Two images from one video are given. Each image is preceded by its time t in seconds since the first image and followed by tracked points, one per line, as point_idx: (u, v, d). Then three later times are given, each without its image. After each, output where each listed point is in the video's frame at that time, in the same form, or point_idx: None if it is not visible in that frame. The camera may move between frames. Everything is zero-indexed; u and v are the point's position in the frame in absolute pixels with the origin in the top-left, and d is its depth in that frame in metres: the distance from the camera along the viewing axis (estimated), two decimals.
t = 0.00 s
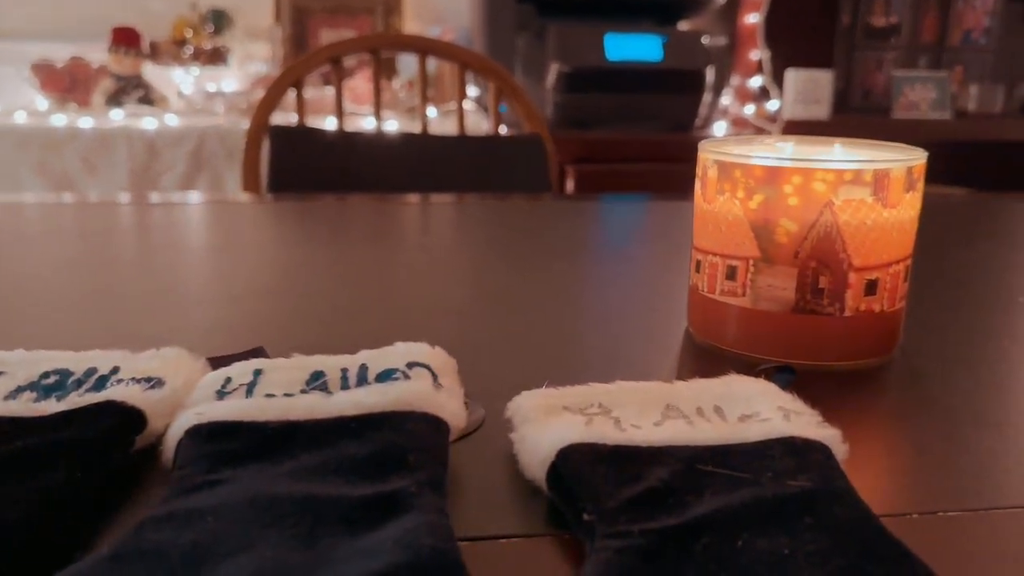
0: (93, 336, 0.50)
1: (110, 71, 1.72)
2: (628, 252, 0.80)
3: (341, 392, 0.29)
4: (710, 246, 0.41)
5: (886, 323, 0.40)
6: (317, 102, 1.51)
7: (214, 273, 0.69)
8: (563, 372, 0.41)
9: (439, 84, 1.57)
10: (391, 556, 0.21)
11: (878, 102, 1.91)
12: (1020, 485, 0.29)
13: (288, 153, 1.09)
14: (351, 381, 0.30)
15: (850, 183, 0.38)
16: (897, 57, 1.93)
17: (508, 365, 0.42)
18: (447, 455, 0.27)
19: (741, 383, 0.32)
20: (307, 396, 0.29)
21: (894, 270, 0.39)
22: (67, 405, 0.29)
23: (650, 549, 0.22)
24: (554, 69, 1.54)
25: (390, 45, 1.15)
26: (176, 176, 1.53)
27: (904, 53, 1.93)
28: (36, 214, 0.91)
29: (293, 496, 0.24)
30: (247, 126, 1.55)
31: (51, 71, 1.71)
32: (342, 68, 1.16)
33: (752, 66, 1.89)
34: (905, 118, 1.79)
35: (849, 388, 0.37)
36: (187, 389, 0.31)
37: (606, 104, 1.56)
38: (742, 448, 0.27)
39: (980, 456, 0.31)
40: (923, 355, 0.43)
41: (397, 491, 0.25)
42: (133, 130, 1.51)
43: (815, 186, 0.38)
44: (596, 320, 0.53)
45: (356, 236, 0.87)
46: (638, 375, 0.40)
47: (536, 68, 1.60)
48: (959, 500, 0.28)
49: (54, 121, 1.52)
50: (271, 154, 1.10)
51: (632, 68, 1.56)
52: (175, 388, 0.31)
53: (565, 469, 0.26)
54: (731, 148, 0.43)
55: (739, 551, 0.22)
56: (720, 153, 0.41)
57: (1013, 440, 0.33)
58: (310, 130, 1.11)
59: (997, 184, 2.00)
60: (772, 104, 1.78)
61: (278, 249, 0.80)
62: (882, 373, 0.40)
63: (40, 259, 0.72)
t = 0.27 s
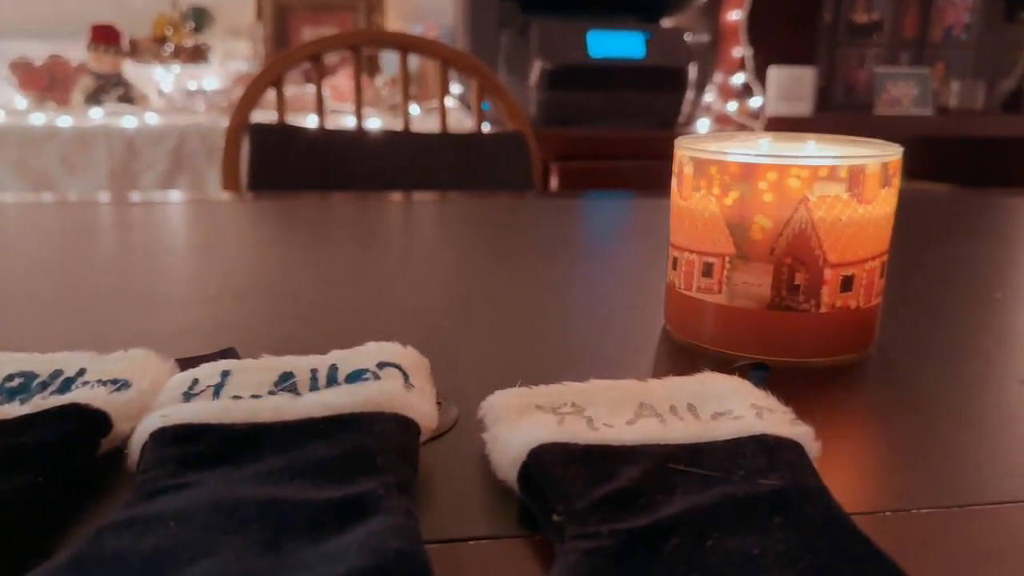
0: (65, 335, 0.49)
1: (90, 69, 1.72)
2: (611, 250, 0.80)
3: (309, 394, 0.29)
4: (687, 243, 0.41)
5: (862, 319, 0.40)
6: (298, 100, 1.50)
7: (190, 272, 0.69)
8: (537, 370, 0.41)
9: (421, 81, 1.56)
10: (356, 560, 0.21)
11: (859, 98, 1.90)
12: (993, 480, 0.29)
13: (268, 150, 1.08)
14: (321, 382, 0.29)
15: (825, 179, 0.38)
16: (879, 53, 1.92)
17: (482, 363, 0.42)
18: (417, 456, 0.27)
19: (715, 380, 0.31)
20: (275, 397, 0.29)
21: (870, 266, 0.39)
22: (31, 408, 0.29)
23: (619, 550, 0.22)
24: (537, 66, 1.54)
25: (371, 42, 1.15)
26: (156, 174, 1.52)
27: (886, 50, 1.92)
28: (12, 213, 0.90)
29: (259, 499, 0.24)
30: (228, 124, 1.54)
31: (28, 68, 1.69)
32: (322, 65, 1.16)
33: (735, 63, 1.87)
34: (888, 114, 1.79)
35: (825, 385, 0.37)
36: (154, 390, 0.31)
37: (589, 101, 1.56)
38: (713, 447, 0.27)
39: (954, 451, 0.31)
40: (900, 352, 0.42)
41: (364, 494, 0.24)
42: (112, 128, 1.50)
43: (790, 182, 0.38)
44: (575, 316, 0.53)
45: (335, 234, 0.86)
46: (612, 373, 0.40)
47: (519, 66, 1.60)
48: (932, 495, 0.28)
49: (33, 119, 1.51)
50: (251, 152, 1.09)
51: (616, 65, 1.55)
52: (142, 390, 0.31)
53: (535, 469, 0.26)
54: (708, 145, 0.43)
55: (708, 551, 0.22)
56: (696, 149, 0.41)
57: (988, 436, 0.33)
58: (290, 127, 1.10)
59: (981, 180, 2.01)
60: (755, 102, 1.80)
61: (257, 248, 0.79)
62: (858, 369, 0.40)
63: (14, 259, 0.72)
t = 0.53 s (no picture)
0: (28, 335, 0.49)
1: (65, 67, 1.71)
2: (589, 248, 0.80)
3: (269, 397, 0.28)
4: (658, 241, 0.41)
5: (833, 316, 0.40)
6: (275, 98, 1.50)
7: (160, 271, 0.68)
8: (504, 369, 0.41)
9: (401, 79, 1.56)
10: (308, 569, 0.21)
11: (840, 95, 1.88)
12: (961, 480, 0.29)
13: (244, 149, 1.07)
14: (282, 385, 0.29)
15: (794, 176, 0.37)
16: (860, 51, 1.90)
17: (450, 363, 0.42)
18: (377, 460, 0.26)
19: (683, 379, 0.31)
20: (233, 401, 0.28)
21: (840, 264, 0.39)
22: None
23: (578, 555, 0.22)
24: (517, 64, 1.53)
25: (347, 40, 1.14)
26: (133, 174, 1.50)
27: (866, 48, 1.90)
28: None
29: (211, 508, 0.23)
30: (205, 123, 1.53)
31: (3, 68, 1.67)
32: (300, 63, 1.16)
33: (715, 61, 1.88)
34: (868, 112, 1.79)
35: (795, 383, 0.37)
36: (110, 395, 0.30)
37: (569, 98, 1.55)
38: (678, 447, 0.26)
39: (922, 451, 0.31)
40: (872, 349, 0.42)
41: (320, 500, 0.24)
42: (88, 128, 1.49)
43: (759, 179, 0.37)
44: (549, 315, 0.52)
45: (311, 233, 0.85)
46: (581, 372, 0.40)
47: (499, 64, 1.59)
48: (899, 496, 0.28)
49: (7, 119, 1.49)
50: (226, 150, 1.08)
51: (595, 63, 1.54)
52: (99, 395, 0.30)
53: (496, 472, 0.25)
54: (679, 141, 0.43)
55: (669, 555, 0.22)
56: (666, 147, 0.40)
57: (957, 435, 0.32)
58: (267, 126, 1.09)
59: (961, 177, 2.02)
60: (734, 99, 1.80)
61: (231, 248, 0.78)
62: (830, 367, 0.39)
63: None
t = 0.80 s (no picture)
0: None
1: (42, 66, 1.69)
2: (569, 246, 0.79)
3: (229, 400, 0.27)
4: (634, 238, 0.40)
5: (811, 312, 0.39)
6: (255, 97, 1.48)
7: (132, 270, 0.67)
8: (476, 368, 0.40)
9: (382, 77, 1.55)
10: None
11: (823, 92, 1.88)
12: (937, 478, 0.28)
13: (221, 147, 1.06)
14: (242, 388, 0.28)
15: (769, 171, 0.37)
16: (841, 47, 1.89)
17: (422, 362, 0.41)
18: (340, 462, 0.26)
19: (656, 377, 0.30)
20: (191, 405, 0.27)
21: (818, 260, 0.38)
22: None
23: (542, 561, 0.21)
24: (499, 62, 1.52)
25: (327, 37, 1.13)
26: (111, 173, 1.48)
27: (847, 44, 1.89)
28: None
29: (163, 515, 0.22)
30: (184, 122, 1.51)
31: None
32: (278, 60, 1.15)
33: (698, 58, 1.86)
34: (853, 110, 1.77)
35: (771, 381, 0.36)
36: (65, 398, 0.29)
37: (551, 96, 1.55)
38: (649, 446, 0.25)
39: (898, 449, 0.30)
40: (850, 346, 0.42)
41: (276, 507, 0.23)
42: (65, 127, 1.47)
43: (734, 174, 0.37)
44: (525, 313, 0.51)
45: (287, 232, 0.84)
46: (554, 371, 0.39)
47: (481, 61, 1.58)
48: (873, 495, 0.27)
49: None
50: (204, 149, 1.07)
51: (578, 60, 1.54)
52: (53, 398, 0.29)
53: (460, 474, 0.25)
54: (655, 137, 0.42)
55: (636, 560, 0.21)
56: (641, 142, 0.40)
57: (934, 433, 0.32)
58: (244, 124, 1.08)
59: (943, 173, 2.02)
60: (717, 97, 1.80)
61: (206, 246, 0.77)
62: (808, 365, 0.39)
63: None
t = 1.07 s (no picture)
0: None
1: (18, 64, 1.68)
2: (549, 245, 0.78)
3: (183, 409, 0.26)
4: (609, 237, 0.39)
5: (789, 312, 0.39)
6: (234, 96, 1.47)
7: (102, 270, 0.65)
8: (447, 370, 0.39)
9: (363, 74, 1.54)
10: None
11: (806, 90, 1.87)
12: (912, 484, 0.28)
13: (197, 146, 1.05)
14: (197, 395, 0.27)
15: (745, 169, 0.36)
16: (825, 45, 1.88)
17: (392, 364, 0.40)
18: (296, 472, 0.25)
19: (628, 381, 0.29)
20: (143, 414, 0.26)
21: (795, 259, 0.38)
22: None
23: None
24: (481, 60, 1.51)
25: (306, 34, 1.12)
26: (88, 172, 1.46)
27: (830, 42, 1.89)
28: None
29: (105, 529, 0.21)
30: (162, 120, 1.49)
31: None
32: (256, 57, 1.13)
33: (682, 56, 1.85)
34: (836, 108, 1.76)
35: (748, 383, 0.36)
36: (14, 407, 0.28)
37: (534, 94, 1.54)
38: (616, 452, 0.24)
39: (874, 454, 0.30)
40: (828, 347, 0.41)
41: (226, 521, 0.22)
42: (41, 126, 1.45)
43: (709, 172, 0.36)
44: (500, 312, 0.50)
45: (262, 231, 0.83)
46: (527, 374, 0.38)
47: (463, 59, 1.57)
48: (847, 500, 0.26)
49: None
50: (180, 148, 1.06)
51: (561, 58, 1.54)
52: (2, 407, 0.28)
53: (421, 484, 0.24)
54: (631, 134, 0.41)
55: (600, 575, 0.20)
56: (615, 139, 0.39)
57: (911, 436, 0.31)
58: (221, 122, 1.07)
59: (926, 172, 2.03)
60: (701, 95, 1.80)
61: (179, 247, 0.76)
62: (785, 365, 0.38)
63: None
